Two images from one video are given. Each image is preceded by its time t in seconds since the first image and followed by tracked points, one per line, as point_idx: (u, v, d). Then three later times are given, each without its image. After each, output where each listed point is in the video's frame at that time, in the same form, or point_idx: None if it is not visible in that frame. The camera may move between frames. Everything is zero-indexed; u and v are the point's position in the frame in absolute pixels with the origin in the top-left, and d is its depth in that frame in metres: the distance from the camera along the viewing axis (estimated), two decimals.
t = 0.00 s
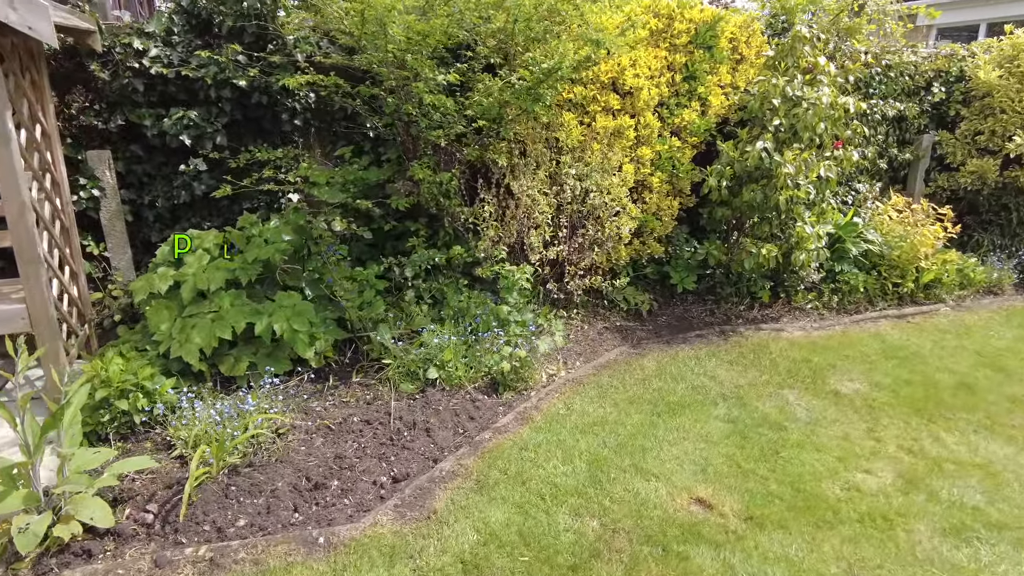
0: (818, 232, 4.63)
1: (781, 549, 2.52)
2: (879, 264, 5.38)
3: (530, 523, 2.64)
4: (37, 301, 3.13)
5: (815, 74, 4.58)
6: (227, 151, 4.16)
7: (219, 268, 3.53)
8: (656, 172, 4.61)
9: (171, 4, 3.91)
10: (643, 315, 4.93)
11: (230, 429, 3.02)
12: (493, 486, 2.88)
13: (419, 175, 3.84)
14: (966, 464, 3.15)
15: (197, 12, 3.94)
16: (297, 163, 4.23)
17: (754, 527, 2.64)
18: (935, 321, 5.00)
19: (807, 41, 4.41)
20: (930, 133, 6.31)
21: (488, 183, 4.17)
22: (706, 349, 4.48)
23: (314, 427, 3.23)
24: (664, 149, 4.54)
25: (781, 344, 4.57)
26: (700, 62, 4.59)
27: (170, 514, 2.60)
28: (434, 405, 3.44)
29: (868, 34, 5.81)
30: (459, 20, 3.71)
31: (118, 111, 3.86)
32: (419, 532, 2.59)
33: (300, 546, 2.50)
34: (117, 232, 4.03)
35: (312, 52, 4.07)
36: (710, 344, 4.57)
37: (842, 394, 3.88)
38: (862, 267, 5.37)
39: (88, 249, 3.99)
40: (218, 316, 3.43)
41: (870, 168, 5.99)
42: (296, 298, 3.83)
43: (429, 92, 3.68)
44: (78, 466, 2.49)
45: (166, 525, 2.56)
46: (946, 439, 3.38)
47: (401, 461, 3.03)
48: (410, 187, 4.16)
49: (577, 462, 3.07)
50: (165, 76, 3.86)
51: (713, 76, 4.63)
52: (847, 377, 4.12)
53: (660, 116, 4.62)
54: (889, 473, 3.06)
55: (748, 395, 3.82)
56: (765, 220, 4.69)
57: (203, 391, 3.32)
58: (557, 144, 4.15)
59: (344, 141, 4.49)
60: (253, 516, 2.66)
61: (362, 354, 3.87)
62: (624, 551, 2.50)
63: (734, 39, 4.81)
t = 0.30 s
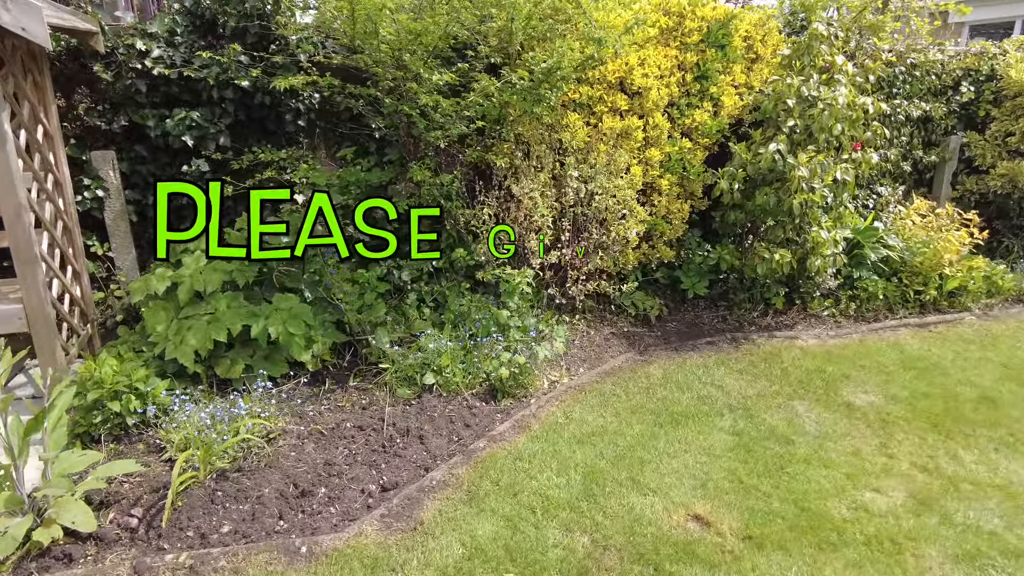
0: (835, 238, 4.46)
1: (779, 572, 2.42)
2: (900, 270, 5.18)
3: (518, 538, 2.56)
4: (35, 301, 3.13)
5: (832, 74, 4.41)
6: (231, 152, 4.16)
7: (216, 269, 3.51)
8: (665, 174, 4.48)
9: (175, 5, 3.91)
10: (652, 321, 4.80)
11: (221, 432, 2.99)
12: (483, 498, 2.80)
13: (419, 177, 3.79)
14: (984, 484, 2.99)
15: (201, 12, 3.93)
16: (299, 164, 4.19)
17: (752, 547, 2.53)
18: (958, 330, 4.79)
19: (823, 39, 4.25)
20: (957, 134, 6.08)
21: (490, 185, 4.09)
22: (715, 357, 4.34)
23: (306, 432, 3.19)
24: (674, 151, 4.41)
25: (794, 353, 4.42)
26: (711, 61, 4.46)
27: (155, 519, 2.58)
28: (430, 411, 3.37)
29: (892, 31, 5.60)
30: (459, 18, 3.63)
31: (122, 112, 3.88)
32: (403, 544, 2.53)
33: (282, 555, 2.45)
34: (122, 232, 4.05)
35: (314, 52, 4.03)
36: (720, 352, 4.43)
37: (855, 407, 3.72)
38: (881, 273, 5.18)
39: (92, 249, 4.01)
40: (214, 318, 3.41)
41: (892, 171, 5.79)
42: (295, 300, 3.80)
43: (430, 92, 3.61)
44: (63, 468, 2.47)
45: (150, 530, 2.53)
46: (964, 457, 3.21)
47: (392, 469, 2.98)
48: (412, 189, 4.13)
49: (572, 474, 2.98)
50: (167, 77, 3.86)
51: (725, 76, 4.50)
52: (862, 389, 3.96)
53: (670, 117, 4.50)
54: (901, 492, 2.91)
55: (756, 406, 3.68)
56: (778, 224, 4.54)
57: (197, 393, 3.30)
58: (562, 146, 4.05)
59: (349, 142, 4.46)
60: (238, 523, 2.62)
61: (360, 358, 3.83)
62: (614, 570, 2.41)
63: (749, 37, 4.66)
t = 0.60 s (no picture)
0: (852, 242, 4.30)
1: None
2: (922, 277, 4.98)
3: (510, 555, 2.46)
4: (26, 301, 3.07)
5: (851, 71, 4.24)
6: (231, 150, 4.10)
7: (211, 270, 3.45)
8: (675, 175, 4.34)
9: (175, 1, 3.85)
10: (661, 326, 4.66)
11: (210, 437, 2.92)
12: (476, 512, 2.69)
13: (420, 177, 3.68)
14: (1009, 507, 2.82)
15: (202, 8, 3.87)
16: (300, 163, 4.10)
17: (757, 571, 2.40)
18: (982, 340, 4.59)
19: (843, 35, 4.09)
20: (984, 135, 5.84)
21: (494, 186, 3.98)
22: (725, 365, 4.19)
23: (297, 438, 3.11)
24: (685, 151, 4.27)
25: (808, 362, 4.25)
26: (725, 59, 4.30)
27: (137, 527, 2.51)
28: (426, 418, 3.28)
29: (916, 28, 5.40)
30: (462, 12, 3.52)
31: (121, 109, 3.83)
32: (390, 559, 2.44)
33: (264, 568, 2.37)
34: (121, 231, 4.00)
35: (315, 49, 3.94)
36: (731, 360, 4.28)
37: (871, 420, 3.55)
38: (901, 279, 4.98)
39: (91, 247, 3.97)
40: (208, 320, 3.35)
41: (915, 173, 5.57)
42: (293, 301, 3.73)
43: (431, 90, 3.52)
44: (45, 473, 2.44)
45: (131, 539, 2.46)
46: (988, 477, 3.04)
47: (384, 478, 2.89)
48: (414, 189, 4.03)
49: (569, 487, 2.86)
50: (167, 74, 3.80)
51: (740, 74, 4.34)
52: (880, 401, 3.78)
53: (682, 116, 4.35)
54: (918, 513, 2.76)
55: (767, 417, 3.53)
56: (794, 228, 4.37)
57: (189, 397, 3.23)
58: (567, 146, 3.93)
59: (353, 142, 4.38)
60: (222, 532, 2.53)
61: (358, 361, 3.74)
62: None
63: (764, 34, 4.51)
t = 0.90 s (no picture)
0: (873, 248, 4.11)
1: None
2: (944, 285, 4.76)
3: None
4: (8, 306, 2.98)
5: (871, 70, 4.04)
6: (227, 149, 4.00)
7: (200, 274, 3.33)
8: (686, 178, 4.16)
9: None
10: (669, 334, 4.49)
11: (194, 450, 2.81)
12: (467, 535, 2.56)
13: (416, 179, 3.54)
14: None
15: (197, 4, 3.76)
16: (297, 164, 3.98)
17: None
18: (1008, 353, 4.37)
19: (864, 32, 3.90)
20: (1011, 137, 5.60)
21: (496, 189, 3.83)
22: (736, 377, 4.02)
23: (285, 451, 2.99)
24: (696, 153, 4.09)
25: (824, 374, 4.07)
26: (738, 57, 4.11)
27: (111, 547, 2.40)
28: (419, 432, 3.15)
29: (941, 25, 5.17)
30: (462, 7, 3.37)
31: (114, 108, 3.73)
32: None
33: None
34: (114, 232, 3.91)
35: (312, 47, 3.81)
36: (742, 371, 4.10)
37: (890, 439, 3.37)
38: (922, 287, 4.77)
39: (84, 249, 3.88)
40: (196, 326, 3.24)
41: (937, 176, 5.35)
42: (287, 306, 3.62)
43: (429, 89, 3.38)
44: (14, 491, 2.32)
45: (105, 559, 2.36)
46: (1016, 504, 2.84)
47: (373, 496, 2.77)
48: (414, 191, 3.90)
49: (568, 508, 2.71)
50: (160, 72, 3.70)
51: (754, 73, 4.16)
52: (899, 418, 3.59)
53: (693, 116, 4.17)
54: (939, 544, 2.58)
55: (779, 434, 3.36)
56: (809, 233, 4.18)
57: (176, 405, 3.13)
58: (572, 147, 3.77)
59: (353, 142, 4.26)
60: (200, 553, 2.42)
61: (353, 370, 3.61)
62: None
63: (780, 31, 4.33)
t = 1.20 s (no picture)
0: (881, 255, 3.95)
1: None
2: (956, 294, 4.61)
3: None
4: None
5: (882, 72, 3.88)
6: (219, 153, 3.95)
7: (187, 281, 3.28)
8: (687, 183, 4.03)
9: None
10: (670, 343, 4.38)
11: (174, 463, 2.74)
12: (451, 556, 2.48)
13: (407, 185, 3.45)
14: None
15: (188, 5, 3.70)
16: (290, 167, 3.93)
17: None
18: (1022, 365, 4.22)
19: (873, 33, 3.78)
20: None
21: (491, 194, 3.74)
22: (737, 388, 3.90)
23: (269, 464, 2.93)
24: (698, 157, 3.96)
25: (829, 386, 3.94)
26: (743, 58, 3.98)
27: (83, 564, 2.34)
28: (407, 445, 3.07)
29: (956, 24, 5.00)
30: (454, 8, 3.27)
31: (104, 111, 3.69)
32: None
33: None
34: (105, 236, 3.87)
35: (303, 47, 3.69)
36: (744, 382, 3.98)
37: (896, 457, 3.24)
38: (933, 296, 4.62)
39: (75, 253, 3.84)
40: (182, 334, 3.18)
41: (950, 181, 5.19)
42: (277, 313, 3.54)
43: (420, 93, 3.29)
44: None
45: None
46: None
47: (356, 513, 2.69)
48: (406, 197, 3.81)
49: (556, 528, 2.62)
50: (150, 74, 3.65)
51: (759, 75, 4.03)
52: (906, 434, 3.46)
53: (696, 120, 4.05)
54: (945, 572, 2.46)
55: (780, 450, 3.24)
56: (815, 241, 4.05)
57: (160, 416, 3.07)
58: (569, 152, 3.67)
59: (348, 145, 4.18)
60: (175, 571, 2.34)
61: (343, 379, 3.53)
62: None
63: (787, 31, 4.20)
